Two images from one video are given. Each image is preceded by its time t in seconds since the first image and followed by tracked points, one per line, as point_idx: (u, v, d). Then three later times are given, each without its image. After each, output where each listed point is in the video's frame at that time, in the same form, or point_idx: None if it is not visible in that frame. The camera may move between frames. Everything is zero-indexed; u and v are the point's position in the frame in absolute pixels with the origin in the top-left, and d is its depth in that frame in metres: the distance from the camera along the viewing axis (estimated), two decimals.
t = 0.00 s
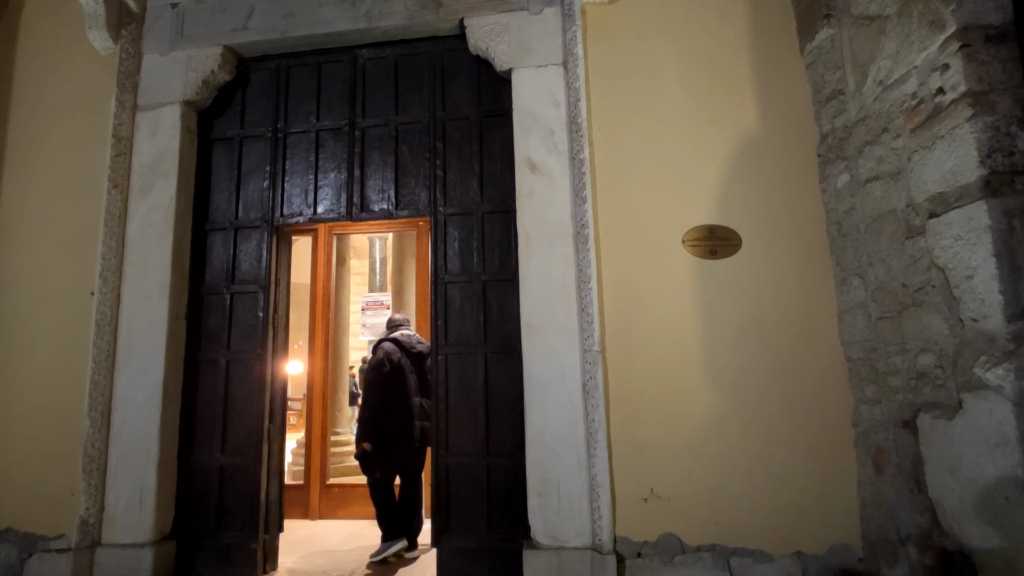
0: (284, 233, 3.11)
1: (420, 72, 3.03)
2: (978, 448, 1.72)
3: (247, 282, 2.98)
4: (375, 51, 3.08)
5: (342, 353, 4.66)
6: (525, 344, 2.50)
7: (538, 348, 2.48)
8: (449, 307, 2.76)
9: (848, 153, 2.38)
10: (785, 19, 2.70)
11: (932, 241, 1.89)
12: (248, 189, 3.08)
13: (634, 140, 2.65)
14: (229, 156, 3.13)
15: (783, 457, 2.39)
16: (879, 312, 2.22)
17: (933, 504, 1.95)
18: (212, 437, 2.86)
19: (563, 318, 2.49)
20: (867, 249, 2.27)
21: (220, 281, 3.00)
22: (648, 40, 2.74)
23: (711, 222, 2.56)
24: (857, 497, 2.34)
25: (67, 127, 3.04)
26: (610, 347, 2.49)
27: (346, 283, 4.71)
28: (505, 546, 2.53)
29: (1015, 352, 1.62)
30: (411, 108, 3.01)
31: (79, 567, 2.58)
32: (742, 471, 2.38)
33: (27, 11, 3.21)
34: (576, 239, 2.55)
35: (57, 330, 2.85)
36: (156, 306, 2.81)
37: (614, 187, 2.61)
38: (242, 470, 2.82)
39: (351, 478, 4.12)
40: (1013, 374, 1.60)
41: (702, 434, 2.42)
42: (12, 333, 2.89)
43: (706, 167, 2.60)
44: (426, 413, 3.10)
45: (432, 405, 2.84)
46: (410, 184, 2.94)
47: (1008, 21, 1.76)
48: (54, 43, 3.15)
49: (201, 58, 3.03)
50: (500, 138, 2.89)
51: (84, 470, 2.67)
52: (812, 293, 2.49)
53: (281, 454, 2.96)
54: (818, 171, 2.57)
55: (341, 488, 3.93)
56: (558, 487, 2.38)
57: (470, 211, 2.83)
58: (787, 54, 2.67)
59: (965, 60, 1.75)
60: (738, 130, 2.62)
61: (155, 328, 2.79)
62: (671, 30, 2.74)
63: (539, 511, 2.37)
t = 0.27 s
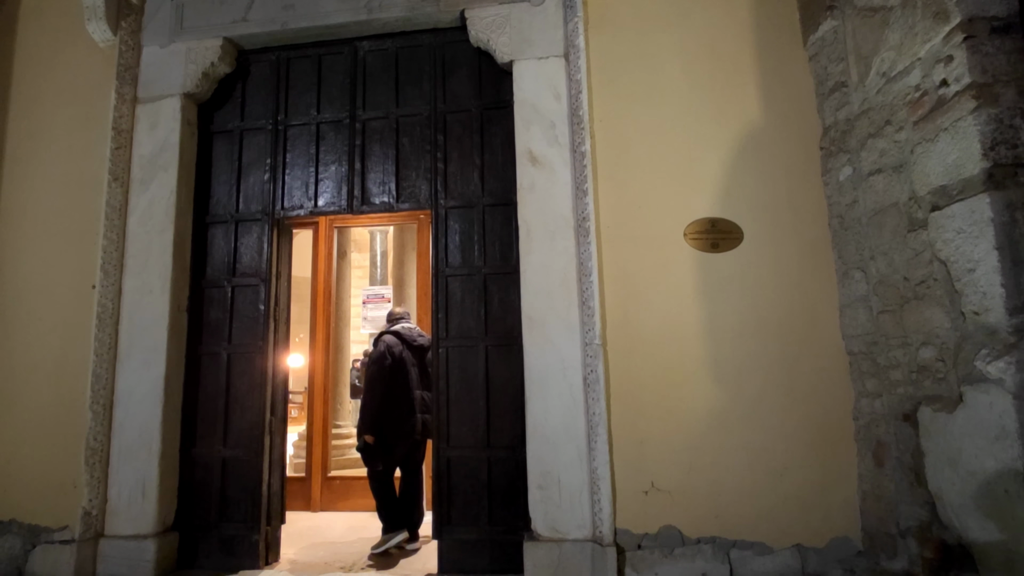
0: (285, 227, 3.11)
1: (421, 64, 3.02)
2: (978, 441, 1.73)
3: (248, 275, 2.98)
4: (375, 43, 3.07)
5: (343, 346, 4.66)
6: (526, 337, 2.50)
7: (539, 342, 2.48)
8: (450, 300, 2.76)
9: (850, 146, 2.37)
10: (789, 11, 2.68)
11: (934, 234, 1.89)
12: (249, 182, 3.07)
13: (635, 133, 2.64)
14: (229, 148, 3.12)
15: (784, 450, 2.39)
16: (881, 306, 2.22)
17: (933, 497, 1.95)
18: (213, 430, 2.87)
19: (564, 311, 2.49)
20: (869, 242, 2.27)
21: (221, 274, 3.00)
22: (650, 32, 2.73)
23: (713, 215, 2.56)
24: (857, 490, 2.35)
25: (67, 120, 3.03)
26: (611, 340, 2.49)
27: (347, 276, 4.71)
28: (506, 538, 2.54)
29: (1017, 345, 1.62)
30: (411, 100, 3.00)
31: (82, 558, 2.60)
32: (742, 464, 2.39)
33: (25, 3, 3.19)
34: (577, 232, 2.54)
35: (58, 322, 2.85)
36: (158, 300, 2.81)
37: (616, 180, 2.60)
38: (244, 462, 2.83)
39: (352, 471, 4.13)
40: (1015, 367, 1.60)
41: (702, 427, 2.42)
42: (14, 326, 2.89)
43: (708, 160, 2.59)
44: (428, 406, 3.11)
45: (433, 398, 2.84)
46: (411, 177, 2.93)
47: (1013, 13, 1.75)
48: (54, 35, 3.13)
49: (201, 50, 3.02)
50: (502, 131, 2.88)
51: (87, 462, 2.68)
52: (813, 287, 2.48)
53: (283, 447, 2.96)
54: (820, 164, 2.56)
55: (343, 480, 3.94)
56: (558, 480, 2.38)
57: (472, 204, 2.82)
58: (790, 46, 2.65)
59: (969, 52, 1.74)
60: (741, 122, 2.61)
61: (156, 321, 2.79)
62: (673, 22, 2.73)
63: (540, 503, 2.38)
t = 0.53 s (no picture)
0: (285, 219, 3.10)
1: (422, 56, 3.00)
2: (979, 434, 1.73)
3: (249, 268, 2.98)
4: (376, 35, 3.05)
5: (345, 339, 4.67)
6: (527, 330, 2.50)
7: (541, 335, 2.48)
8: (451, 293, 2.76)
9: (853, 139, 2.35)
10: (792, 3, 2.66)
11: (937, 227, 1.89)
12: (250, 174, 3.06)
13: (637, 126, 2.63)
14: (230, 141, 3.11)
15: (785, 442, 2.39)
16: (883, 299, 2.22)
17: (933, 490, 1.96)
18: (216, 422, 2.88)
19: (566, 304, 2.49)
20: (872, 235, 2.26)
21: (223, 266, 3.00)
22: (653, 24, 2.71)
23: (715, 208, 2.55)
24: (858, 483, 2.35)
25: (67, 112, 3.02)
26: (612, 332, 2.49)
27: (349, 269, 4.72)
28: (507, 530, 2.55)
29: (1019, 339, 1.61)
30: (412, 92, 2.98)
31: (86, 549, 2.61)
32: (743, 457, 2.39)
33: None
34: (578, 225, 2.54)
35: (60, 315, 2.86)
36: (159, 292, 2.81)
37: (617, 173, 2.60)
38: (246, 455, 2.84)
39: (354, 463, 4.15)
40: (1016, 360, 1.60)
41: (703, 420, 2.43)
42: (15, 318, 2.90)
43: (710, 153, 2.59)
44: (428, 399, 3.10)
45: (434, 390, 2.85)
46: (412, 170, 2.92)
47: (1019, 4, 1.73)
48: (53, 27, 3.12)
49: (201, 42, 3.01)
50: (503, 123, 2.87)
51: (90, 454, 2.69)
52: (815, 280, 2.48)
53: (285, 439, 2.97)
54: (822, 156, 2.55)
55: (345, 473, 3.96)
56: (560, 472, 2.39)
57: (473, 196, 2.82)
58: (793, 38, 2.64)
59: (975, 44, 1.73)
60: (743, 115, 2.60)
61: (158, 313, 2.80)
62: (676, 13, 2.71)
63: (541, 496, 2.39)
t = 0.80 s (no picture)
0: (286, 213, 3.10)
1: (423, 49, 2.99)
2: (980, 428, 1.73)
3: (250, 262, 2.98)
4: (377, 27, 3.04)
5: (346, 333, 4.67)
6: (528, 323, 2.50)
7: (542, 328, 2.48)
8: (452, 287, 2.76)
9: (856, 132, 2.35)
10: None
11: (940, 221, 1.88)
12: (251, 168, 3.06)
13: (639, 119, 2.62)
14: (231, 134, 3.10)
15: (785, 436, 2.40)
16: (884, 293, 2.21)
17: (933, 483, 1.96)
18: (217, 415, 2.89)
19: (567, 298, 2.49)
20: (874, 229, 2.26)
21: (224, 260, 3.00)
22: (655, 16, 2.69)
23: (717, 202, 2.54)
24: (858, 476, 2.36)
25: (67, 105, 3.01)
26: (613, 326, 2.49)
27: (350, 262, 4.72)
28: (508, 522, 2.56)
29: (1021, 332, 1.61)
30: (413, 85, 2.97)
31: (89, 541, 2.63)
32: (743, 450, 2.40)
33: None
34: (580, 218, 2.53)
35: (62, 308, 2.86)
36: (160, 286, 2.81)
37: (619, 167, 2.59)
38: (248, 448, 2.84)
39: (355, 456, 4.16)
40: (1018, 354, 1.60)
41: (704, 413, 2.43)
42: (17, 312, 2.90)
43: (712, 146, 2.58)
44: (428, 392, 3.10)
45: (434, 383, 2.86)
46: (414, 163, 2.92)
47: None
48: (52, 19, 3.10)
49: (201, 34, 3.00)
50: (504, 116, 2.86)
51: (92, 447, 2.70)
52: (817, 274, 2.48)
53: (287, 432, 2.98)
54: (825, 150, 2.54)
55: (346, 466, 3.97)
56: (560, 465, 2.40)
57: (474, 190, 2.81)
58: (796, 30, 2.62)
59: (979, 36, 1.72)
60: (745, 108, 2.59)
61: (159, 307, 2.80)
62: (678, 5, 2.69)
63: (542, 489, 2.40)
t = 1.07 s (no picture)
0: (287, 207, 3.10)
1: (424, 42, 2.98)
2: (980, 423, 1.73)
3: (250, 256, 2.98)
4: (377, 21, 3.03)
5: (346, 327, 4.68)
6: (529, 318, 2.50)
7: (543, 323, 2.48)
8: (453, 281, 2.76)
9: (858, 127, 2.34)
10: None
11: (942, 216, 1.88)
12: (251, 162, 3.05)
13: (641, 113, 2.61)
14: (231, 128, 3.10)
15: (786, 430, 2.40)
16: (885, 288, 2.21)
17: (933, 478, 1.97)
18: (219, 409, 2.89)
19: (568, 292, 2.49)
20: (875, 223, 2.26)
21: (225, 254, 3.00)
22: (657, 10, 2.68)
23: (718, 196, 2.54)
24: (858, 470, 2.37)
25: (67, 99, 3.01)
26: (614, 321, 2.49)
27: (351, 256, 4.71)
28: (509, 516, 2.57)
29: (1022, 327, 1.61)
30: (414, 79, 2.96)
31: (92, 534, 2.64)
32: (743, 444, 2.41)
33: None
34: (581, 213, 2.53)
35: (63, 303, 2.86)
36: (162, 280, 2.82)
37: (620, 161, 2.58)
38: (250, 441, 2.85)
39: (356, 450, 4.17)
40: (1019, 349, 1.60)
41: (705, 408, 2.44)
42: (18, 306, 2.90)
43: (713, 141, 2.57)
44: (429, 386, 3.10)
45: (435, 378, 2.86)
46: (415, 157, 2.91)
47: None
48: (51, 13, 3.09)
49: (201, 28, 2.99)
50: (505, 110, 2.85)
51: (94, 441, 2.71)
52: (817, 269, 2.48)
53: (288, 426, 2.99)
54: (827, 144, 2.54)
55: (347, 460, 3.98)
56: (561, 460, 2.40)
57: (475, 184, 2.81)
58: (798, 24, 2.62)
59: (983, 30, 1.72)
60: (747, 102, 2.58)
61: (161, 301, 2.80)
62: None
63: (543, 483, 2.41)
